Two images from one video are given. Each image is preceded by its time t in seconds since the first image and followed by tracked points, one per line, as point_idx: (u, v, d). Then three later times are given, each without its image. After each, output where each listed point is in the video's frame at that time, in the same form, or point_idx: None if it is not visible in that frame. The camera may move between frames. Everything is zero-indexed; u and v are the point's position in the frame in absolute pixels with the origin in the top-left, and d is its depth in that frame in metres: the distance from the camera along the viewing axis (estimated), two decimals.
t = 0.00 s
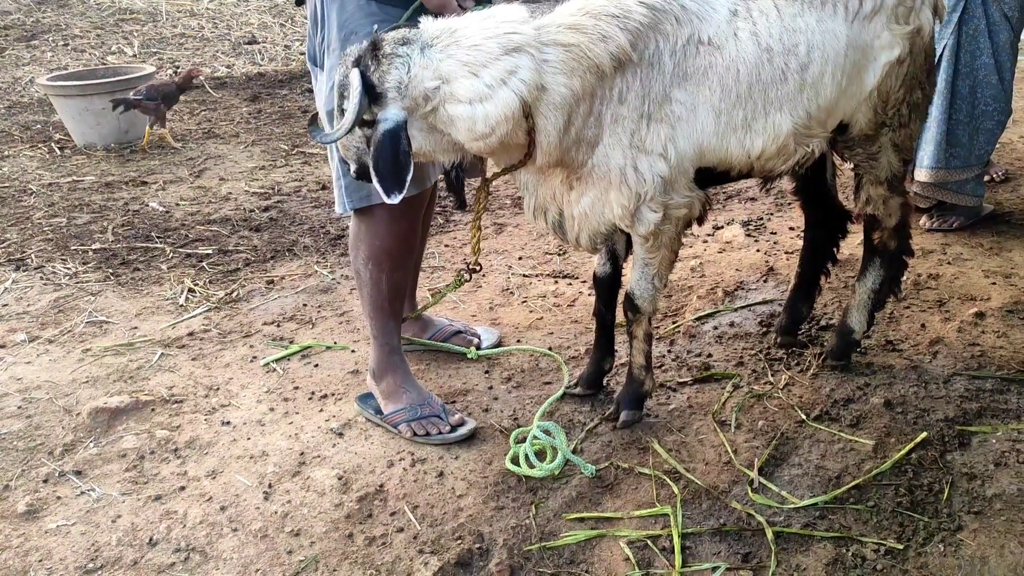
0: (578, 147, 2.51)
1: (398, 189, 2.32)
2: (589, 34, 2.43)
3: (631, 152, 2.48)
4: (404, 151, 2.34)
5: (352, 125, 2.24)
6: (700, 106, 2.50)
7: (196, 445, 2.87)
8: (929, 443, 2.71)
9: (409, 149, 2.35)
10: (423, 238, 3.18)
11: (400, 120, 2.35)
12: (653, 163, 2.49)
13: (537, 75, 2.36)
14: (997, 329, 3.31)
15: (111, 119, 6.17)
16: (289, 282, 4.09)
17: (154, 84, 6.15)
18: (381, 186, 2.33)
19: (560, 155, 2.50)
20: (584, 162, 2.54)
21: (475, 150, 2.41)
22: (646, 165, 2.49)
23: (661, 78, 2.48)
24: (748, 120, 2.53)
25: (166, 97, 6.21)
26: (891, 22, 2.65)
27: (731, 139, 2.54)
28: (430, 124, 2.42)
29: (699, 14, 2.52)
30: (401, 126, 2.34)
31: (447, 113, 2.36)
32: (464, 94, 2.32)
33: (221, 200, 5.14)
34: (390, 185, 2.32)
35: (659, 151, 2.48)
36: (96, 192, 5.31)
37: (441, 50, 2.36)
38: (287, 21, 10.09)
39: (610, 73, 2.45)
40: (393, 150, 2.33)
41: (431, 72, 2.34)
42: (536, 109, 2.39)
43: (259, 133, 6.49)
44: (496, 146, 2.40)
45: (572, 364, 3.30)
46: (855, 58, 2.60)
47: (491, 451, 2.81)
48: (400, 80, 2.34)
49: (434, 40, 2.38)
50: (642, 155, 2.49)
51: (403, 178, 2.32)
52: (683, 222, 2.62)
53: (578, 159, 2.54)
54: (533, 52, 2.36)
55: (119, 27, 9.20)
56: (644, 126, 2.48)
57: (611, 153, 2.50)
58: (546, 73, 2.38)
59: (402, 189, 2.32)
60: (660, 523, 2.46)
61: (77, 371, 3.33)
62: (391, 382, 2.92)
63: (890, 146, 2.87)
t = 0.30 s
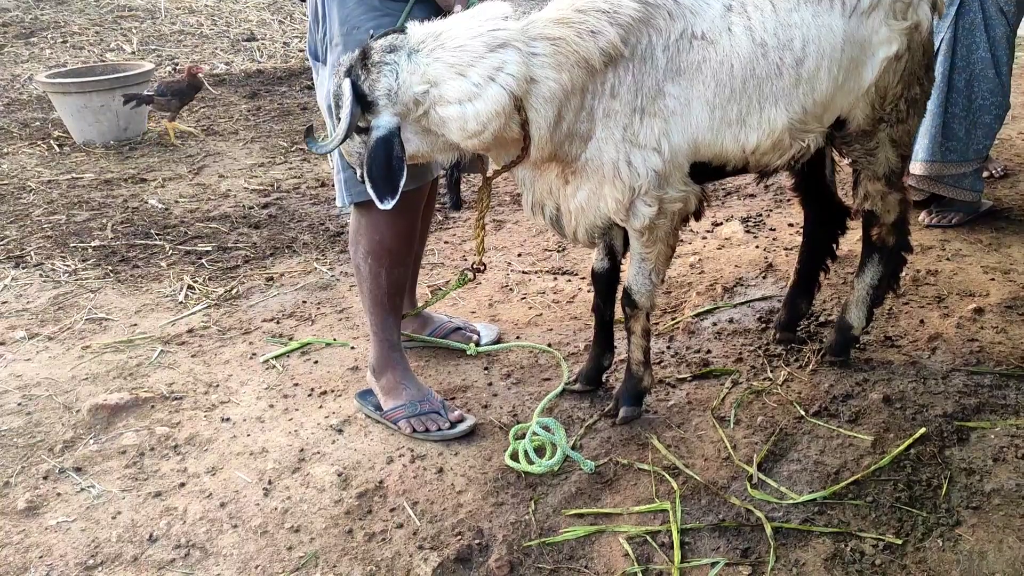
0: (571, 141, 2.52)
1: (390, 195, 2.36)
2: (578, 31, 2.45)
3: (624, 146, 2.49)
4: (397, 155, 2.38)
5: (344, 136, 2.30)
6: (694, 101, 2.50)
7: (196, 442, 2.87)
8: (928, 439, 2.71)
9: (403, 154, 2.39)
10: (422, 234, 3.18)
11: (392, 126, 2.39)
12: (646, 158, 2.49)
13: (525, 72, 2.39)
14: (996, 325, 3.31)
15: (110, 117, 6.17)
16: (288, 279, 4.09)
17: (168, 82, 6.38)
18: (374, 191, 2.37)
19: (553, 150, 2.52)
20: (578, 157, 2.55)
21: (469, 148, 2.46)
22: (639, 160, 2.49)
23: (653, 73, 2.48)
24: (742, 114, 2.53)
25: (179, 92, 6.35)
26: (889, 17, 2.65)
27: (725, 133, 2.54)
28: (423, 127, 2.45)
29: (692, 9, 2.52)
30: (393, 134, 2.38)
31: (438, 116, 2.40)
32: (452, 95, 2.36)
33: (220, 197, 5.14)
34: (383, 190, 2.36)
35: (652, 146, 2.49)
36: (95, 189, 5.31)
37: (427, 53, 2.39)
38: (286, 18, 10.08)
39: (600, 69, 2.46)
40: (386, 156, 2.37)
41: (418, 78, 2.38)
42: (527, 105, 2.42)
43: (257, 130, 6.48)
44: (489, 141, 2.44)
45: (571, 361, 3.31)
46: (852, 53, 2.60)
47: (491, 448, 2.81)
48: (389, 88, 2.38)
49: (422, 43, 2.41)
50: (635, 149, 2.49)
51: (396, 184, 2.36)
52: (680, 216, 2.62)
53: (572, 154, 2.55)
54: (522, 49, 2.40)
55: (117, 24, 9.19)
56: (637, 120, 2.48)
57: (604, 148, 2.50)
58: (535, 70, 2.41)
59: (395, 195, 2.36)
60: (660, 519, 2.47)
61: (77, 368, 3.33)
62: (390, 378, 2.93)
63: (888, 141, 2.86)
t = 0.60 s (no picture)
0: (565, 136, 2.52)
1: (385, 190, 2.35)
2: (570, 27, 2.46)
3: (618, 141, 2.49)
4: (391, 151, 2.39)
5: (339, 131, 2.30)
6: (689, 96, 2.50)
7: (195, 439, 2.88)
8: (927, 436, 2.71)
9: (397, 150, 2.40)
10: (422, 228, 3.19)
11: (386, 123, 2.39)
12: (641, 152, 2.49)
13: (517, 67, 2.40)
14: (994, 322, 3.32)
15: (110, 116, 6.17)
16: (288, 277, 4.09)
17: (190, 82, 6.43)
18: (368, 187, 2.37)
19: (546, 144, 2.52)
20: (572, 152, 2.56)
21: (464, 143, 2.46)
22: (634, 154, 2.49)
23: (647, 68, 2.49)
24: (737, 110, 2.53)
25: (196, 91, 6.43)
26: (886, 15, 2.65)
27: (720, 128, 2.54)
28: (418, 124, 2.46)
29: (686, 5, 2.53)
30: (388, 130, 2.39)
31: (432, 112, 2.41)
32: (445, 91, 2.37)
33: (220, 195, 5.14)
34: (377, 186, 2.36)
35: (647, 140, 2.49)
36: (95, 187, 5.31)
37: (420, 50, 2.40)
38: (285, 16, 10.07)
39: (592, 65, 2.47)
40: (380, 152, 2.38)
41: (411, 74, 2.38)
42: (520, 101, 2.43)
43: (257, 128, 6.48)
44: (483, 136, 2.45)
45: (570, 358, 3.31)
46: (848, 50, 2.60)
47: (491, 445, 2.82)
48: (383, 85, 2.38)
49: (415, 40, 2.42)
50: (630, 144, 2.49)
51: (391, 180, 2.36)
52: (677, 212, 2.62)
53: (567, 149, 2.55)
54: (514, 45, 2.41)
55: (116, 22, 9.18)
56: (631, 116, 2.48)
57: (599, 142, 2.50)
58: (528, 66, 2.42)
59: (389, 190, 2.35)
60: (659, 515, 2.47)
61: (77, 366, 3.34)
62: (391, 373, 2.93)
63: (886, 139, 2.87)
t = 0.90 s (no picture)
0: (561, 132, 2.52)
1: (385, 186, 2.40)
2: (564, 24, 2.46)
3: (614, 136, 2.48)
4: (389, 148, 2.41)
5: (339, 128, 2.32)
6: (686, 92, 2.50)
7: (197, 437, 2.88)
8: (927, 434, 2.72)
9: (396, 147, 2.42)
10: (422, 224, 3.19)
11: (385, 119, 2.40)
12: (638, 148, 2.48)
13: (510, 64, 2.41)
14: (995, 320, 3.32)
15: (111, 114, 6.15)
16: (289, 275, 4.10)
17: (206, 80, 6.43)
18: (368, 183, 2.41)
19: (542, 139, 2.52)
20: (569, 147, 2.56)
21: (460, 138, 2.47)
22: (631, 150, 2.48)
23: (643, 64, 2.49)
24: (734, 106, 2.53)
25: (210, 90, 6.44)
26: (885, 12, 2.65)
27: (717, 124, 2.54)
28: (415, 120, 2.47)
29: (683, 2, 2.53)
30: (386, 127, 2.40)
31: (428, 108, 2.42)
32: (440, 86, 2.38)
33: (220, 194, 5.14)
34: (377, 182, 2.40)
35: (643, 136, 2.48)
36: (95, 186, 5.31)
37: (415, 47, 2.41)
38: (285, 14, 10.06)
39: (587, 61, 2.46)
40: (379, 149, 2.40)
41: (407, 71, 2.39)
42: (516, 97, 2.43)
43: (258, 127, 6.48)
44: (478, 130, 2.46)
45: (571, 356, 3.31)
46: (847, 48, 2.60)
47: (491, 443, 2.82)
48: (380, 81, 2.39)
49: (410, 36, 2.43)
50: (627, 140, 2.48)
51: (390, 175, 2.40)
52: (676, 208, 2.62)
53: (563, 144, 2.55)
54: (508, 42, 2.42)
55: (117, 21, 9.18)
56: (627, 111, 2.48)
57: (595, 138, 2.50)
58: (521, 62, 2.42)
59: (390, 186, 2.40)
60: (659, 513, 2.48)
61: (78, 364, 3.34)
62: (392, 370, 2.94)
63: (886, 137, 2.87)
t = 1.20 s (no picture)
0: (562, 133, 2.53)
1: (387, 189, 2.39)
2: (564, 26, 2.47)
3: (617, 137, 2.48)
4: (391, 150, 2.40)
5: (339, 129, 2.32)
6: (688, 93, 2.51)
7: (198, 437, 2.88)
8: (928, 434, 2.72)
9: (397, 149, 2.41)
10: (423, 223, 3.19)
11: (386, 122, 2.40)
12: (640, 149, 2.48)
13: (511, 66, 2.41)
14: (996, 320, 3.32)
15: (112, 114, 6.15)
16: (290, 275, 4.10)
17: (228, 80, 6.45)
18: (369, 186, 2.40)
19: (545, 141, 2.52)
20: (570, 148, 2.56)
21: (462, 142, 2.47)
22: (634, 151, 2.48)
23: (644, 65, 2.49)
24: (736, 107, 2.53)
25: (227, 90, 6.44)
26: (886, 12, 2.65)
27: (719, 125, 2.54)
28: (415, 122, 2.46)
29: (684, 3, 2.53)
30: (387, 130, 2.40)
31: (429, 111, 2.41)
32: (440, 92, 2.38)
33: (222, 194, 5.15)
34: (379, 185, 2.39)
35: (646, 137, 2.48)
36: (96, 186, 5.32)
37: (416, 49, 2.41)
38: (286, 14, 10.06)
39: (589, 63, 2.47)
40: (380, 151, 2.40)
41: (408, 73, 2.39)
42: (517, 99, 2.43)
43: (259, 127, 6.49)
44: (479, 133, 2.46)
45: (572, 356, 3.31)
46: (849, 48, 2.60)
47: (493, 443, 2.82)
48: (381, 83, 2.39)
49: (410, 39, 2.43)
50: (629, 141, 2.48)
51: (392, 177, 2.38)
52: (679, 208, 2.62)
53: (564, 145, 2.56)
54: (508, 45, 2.42)
55: (118, 21, 9.18)
56: (629, 112, 2.48)
57: (597, 138, 2.50)
58: (522, 65, 2.42)
59: (390, 189, 2.39)
60: (660, 513, 2.48)
61: (80, 364, 3.34)
62: (393, 370, 2.94)
63: (886, 137, 2.87)
